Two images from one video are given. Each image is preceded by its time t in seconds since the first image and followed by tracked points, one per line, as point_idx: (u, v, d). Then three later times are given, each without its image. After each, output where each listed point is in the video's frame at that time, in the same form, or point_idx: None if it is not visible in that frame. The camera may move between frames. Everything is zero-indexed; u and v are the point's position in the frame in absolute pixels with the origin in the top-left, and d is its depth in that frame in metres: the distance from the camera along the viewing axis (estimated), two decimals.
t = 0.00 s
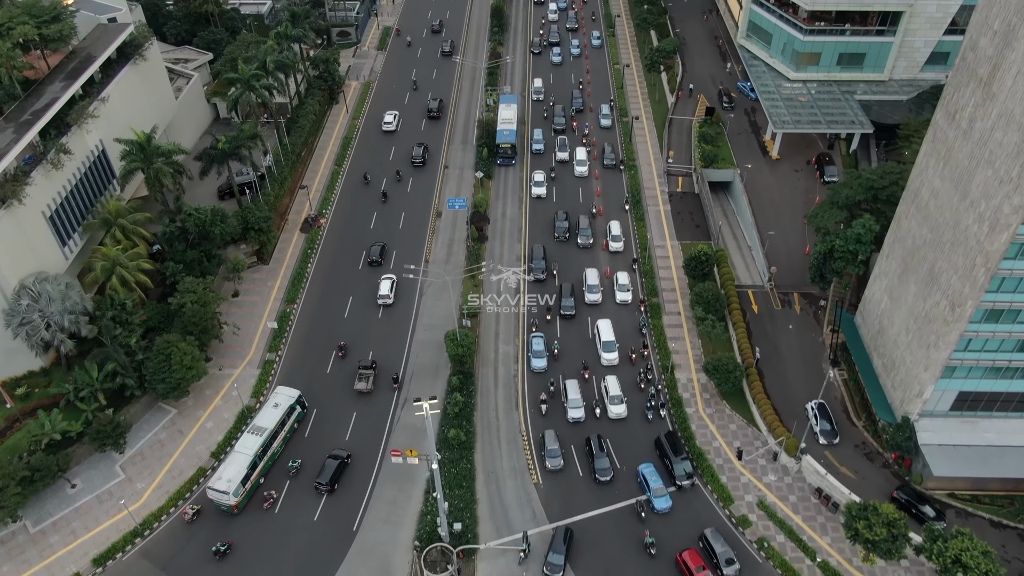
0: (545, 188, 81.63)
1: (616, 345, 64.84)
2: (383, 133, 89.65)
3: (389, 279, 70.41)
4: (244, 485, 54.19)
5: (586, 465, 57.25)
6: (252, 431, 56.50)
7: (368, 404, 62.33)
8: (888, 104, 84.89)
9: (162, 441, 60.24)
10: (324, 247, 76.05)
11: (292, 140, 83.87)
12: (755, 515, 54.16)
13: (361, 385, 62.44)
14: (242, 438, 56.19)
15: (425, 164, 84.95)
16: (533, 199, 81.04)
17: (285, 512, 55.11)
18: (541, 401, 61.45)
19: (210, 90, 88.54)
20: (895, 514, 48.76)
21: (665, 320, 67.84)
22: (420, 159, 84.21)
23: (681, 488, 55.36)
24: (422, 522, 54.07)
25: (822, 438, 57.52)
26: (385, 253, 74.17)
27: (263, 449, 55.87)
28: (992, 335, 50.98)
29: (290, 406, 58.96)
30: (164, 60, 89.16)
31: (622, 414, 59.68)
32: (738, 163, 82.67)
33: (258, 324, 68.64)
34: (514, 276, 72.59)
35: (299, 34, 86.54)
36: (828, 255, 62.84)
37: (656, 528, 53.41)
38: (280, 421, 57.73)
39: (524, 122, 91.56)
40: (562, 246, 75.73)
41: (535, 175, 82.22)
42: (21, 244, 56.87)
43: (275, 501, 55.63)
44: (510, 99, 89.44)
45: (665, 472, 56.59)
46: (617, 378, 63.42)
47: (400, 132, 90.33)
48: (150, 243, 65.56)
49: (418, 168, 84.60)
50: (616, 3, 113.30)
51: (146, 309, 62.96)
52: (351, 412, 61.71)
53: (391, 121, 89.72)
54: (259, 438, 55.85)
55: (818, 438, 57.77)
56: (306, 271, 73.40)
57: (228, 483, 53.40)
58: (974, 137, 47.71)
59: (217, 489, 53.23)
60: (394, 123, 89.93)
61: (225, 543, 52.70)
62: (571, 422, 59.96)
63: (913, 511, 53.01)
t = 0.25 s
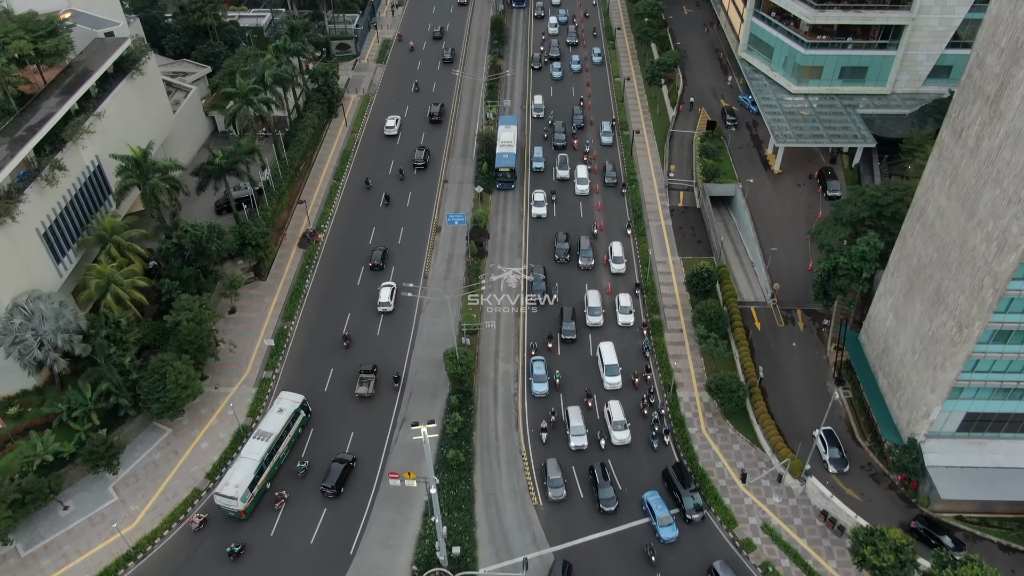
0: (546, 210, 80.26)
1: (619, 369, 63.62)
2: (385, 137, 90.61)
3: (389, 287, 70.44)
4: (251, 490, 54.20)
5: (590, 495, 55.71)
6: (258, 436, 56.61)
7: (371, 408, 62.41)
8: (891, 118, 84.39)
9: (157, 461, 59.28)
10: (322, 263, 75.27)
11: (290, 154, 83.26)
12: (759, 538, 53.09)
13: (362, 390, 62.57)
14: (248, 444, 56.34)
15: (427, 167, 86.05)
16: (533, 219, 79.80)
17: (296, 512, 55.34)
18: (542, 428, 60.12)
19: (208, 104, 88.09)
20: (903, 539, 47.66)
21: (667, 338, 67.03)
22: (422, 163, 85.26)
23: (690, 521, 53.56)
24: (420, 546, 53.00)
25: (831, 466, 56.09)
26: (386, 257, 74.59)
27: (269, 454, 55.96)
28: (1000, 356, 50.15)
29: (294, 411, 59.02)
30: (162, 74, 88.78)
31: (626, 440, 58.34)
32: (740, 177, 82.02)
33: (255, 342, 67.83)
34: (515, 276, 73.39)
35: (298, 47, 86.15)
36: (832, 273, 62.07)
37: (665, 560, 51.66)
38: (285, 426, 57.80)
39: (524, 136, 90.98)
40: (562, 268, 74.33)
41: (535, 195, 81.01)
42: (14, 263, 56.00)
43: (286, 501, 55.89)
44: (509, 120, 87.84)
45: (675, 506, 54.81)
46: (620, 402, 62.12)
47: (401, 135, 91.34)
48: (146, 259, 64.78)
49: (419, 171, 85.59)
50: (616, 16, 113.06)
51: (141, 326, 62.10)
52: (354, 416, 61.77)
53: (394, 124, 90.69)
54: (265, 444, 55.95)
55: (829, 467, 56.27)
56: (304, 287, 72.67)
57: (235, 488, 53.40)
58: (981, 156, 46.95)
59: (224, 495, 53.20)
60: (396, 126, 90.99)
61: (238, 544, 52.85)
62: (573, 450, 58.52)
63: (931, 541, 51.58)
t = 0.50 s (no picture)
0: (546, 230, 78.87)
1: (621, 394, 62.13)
2: (386, 140, 91.52)
3: (389, 294, 70.41)
4: (258, 495, 53.97)
5: (592, 526, 54.05)
6: (263, 441, 56.28)
7: (373, 412, 62.46)
8: (893, 132, 83.85)
9: (151, 482, 58.24)
10: (320, 279, 74.38)
11: (288, 169, 82.58)
12: (764, 563, 51.94)
13: (363, 394, 62.61)
14: (253, 449, 55.98)
15: (428, 169, 87.02)
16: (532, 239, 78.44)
17: (307, 511, 55.60)
18: (543, 459, 58.28)
19: (206, 117, 87.58)
20: (911, 564, 46.96)
21: (669, 355, 66.12)
22: (423, 165, 86.05)
23: (702, 557, 51.52)
24: (418, 570, 51.83)
25: (842, 496, 54.46)
26: (387, 261, 74.95)
27: (275, 459, 55.70)
28: (1008, 377, 49.26)
29: (298, 416, 58.86)
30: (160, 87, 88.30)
31: (630, 467, 56.91)
32: (742, 192, 81.31)
33: (252, 359, 66.92)
34: (515, 276, 74.33)
35: (296, 61, 85.60)
36: (836, 290, 61.23)
37: None
38: (289, 431, 57.58)
39: (525, 149, 90.37)
40: (562, 290, 72.78)
41: (535, 215, 79.65)
42: (6, 281, 55.06)
43: (295, 502, 56.03)
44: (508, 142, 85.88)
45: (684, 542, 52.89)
46: (623, 428, 60.62)
47: (403, 140, 92.16)
48: (141, 277, 63.91)
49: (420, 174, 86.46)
50: (616, 29, 112.73)
51: (136, 345, 61.19)
52: (356, 420, 61.83)
53: (395, 128, 91.53)
54: (271, 449, 55.65)
55: (840, 497, 54.62)
56: (301, 303, 71.82)
57: (242, 493, 53.12)
58: (988, 174, 46.12)
59: (231, 501, 52.88)
60: (398, 131, 91.84)
61: (251, 545, 52.89)
62: (575, 478, 56.88)
63: (953, 573, 49.73)
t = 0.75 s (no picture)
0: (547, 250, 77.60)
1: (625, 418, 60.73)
2: (389, 146, 92.29)
3: (389, 301, 70.54)
4: (264, 500, 54.02)
5: (594, 551, 52.86)
6: (267, 447, 56.36)
7: (374, 416, 62.66)
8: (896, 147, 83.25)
9: (144, 503, 57.21)
10: (318, 296, 73.50)
11: (286, 183, 81.86)
12: None
13: (363, 399, 62.79)
14: (257, 454, 55.99)
15: (429, 173, 87.65)
16: (532, 260, 77.11)
17: (316, 511, 56.08)
18: (544, 490, 56.45)
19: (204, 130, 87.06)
20: None
21: (671, 374, 65.20)
22: (424, 168, 86.97)
23: None
24: None
25: (854, 527, 52.92)
26: (389, 266, 75.42)
27: (279, 464, 55.75)
28: (1017, 399, 48.33)
29: (301, 421, 58.94)
30: (158, 101, 87.72)
31: (634, 496, 55.32)
32: (745, 207, 80.57)
33: (248, 378, 66.00)
34: (516, 276, 75.16)
35: (295, 74, 85.00)
36: (840, 308, 60.35)
37: None
38: (293, 436, 57.64)
39: (525, 163, 89.76)
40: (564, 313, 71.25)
41: (535, 236, 78.27)
42: None
43: (304, 502, 56.44)
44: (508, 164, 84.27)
45: None
46: (627, 455, 59.19)
47: (405, 145, 93.11)
48: (136, 294, 63.02)
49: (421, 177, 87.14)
50: (617, 41, 112.40)
51: (130, 363, 60.28)
52: (359, 423, 62.09)
53: (397, 133, 92.53)
54: (275, 454, 55.75)
55: (851, 528, 53.04)
56: (299, 320, 70.93)
57: (248, 499, 53.16)
58: (996, 194, 45.28)
59: (238, 506, 52.94)
60: (400, 136, 92.78)
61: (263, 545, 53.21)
62: (579, 508, 55.16)
63: None
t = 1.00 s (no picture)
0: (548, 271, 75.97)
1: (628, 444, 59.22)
2: (390, 150, 93.17)
3: (389, 308, 70.52)
4: (269, 505, 53.72)
5: None
6: (270, 452, 56.03)
7: (375, 421, 62.69)
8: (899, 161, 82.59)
9: (137, 526, 56.10)
10: (315, 313, 72.53)
11: (284, 198, 81.09)
12: None
13: (364, 405, 62.71)
14: (261, 460, 55.66)
15: (430, 176, 88.72)
16: (532, 282, 75.46)
17: (324, 510, 56.29)
18: (545, 523, 54.55)
19: (201, 144, 86.48)
20: None
21: (673, 392, 64.23)
22: (425, 172, 87.86)
23: None
24: None
25: (868, 560, 51.24)
26: (389, 270, 75.74)
27: (284, 469, 55.46)
28: None
29: (304, 425, 58.76)
30: (155, 114, 87.14)
31: (638, 525, 53.64)
32: (747, 222, 79.77)
33: (244, 396, 65.01)
34: (516, 276, 75.98)
35: (293, 87, 84.39)
36: (845, 326, 59.39)
37: None
38: (296, 441, 57.40)
39: (524, 176, 89.08)
40: (565, 338, 69.43)
41: (535, 257, 76.74)
42: None
43: (311, 502, 56.64)
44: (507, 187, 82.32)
45: None
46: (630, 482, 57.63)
47: (406, 149, 93.94)
48: (130, 311, 62.13)
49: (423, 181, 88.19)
50: (617, 53, 112.05)
51: (124, 383, 59.30)
52: (360, 427, 62.13)
53: (398, 138, 93.27)
54: (279, 459, 55.44)
55: (864, 561, 51.35)
56: (295, 336, 70.00)
57: (254, 504, 52.88)
58: (1005, 214, 44.38)
59: (243, 512, 52.65)
60: (401, 140, 93.56)
61: (273, 545, 53.25)
62: (582, 540, 53.32)
63: None
